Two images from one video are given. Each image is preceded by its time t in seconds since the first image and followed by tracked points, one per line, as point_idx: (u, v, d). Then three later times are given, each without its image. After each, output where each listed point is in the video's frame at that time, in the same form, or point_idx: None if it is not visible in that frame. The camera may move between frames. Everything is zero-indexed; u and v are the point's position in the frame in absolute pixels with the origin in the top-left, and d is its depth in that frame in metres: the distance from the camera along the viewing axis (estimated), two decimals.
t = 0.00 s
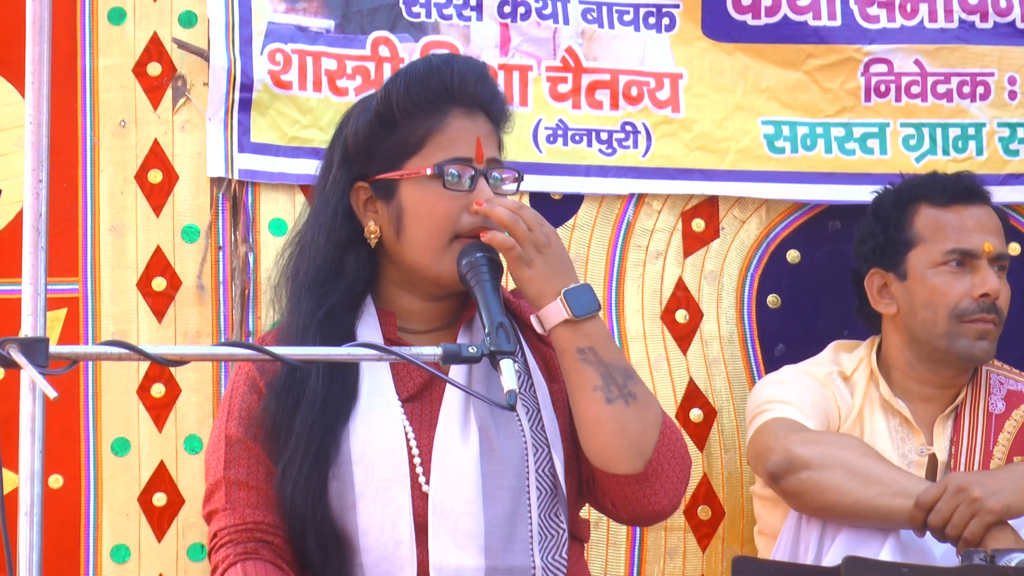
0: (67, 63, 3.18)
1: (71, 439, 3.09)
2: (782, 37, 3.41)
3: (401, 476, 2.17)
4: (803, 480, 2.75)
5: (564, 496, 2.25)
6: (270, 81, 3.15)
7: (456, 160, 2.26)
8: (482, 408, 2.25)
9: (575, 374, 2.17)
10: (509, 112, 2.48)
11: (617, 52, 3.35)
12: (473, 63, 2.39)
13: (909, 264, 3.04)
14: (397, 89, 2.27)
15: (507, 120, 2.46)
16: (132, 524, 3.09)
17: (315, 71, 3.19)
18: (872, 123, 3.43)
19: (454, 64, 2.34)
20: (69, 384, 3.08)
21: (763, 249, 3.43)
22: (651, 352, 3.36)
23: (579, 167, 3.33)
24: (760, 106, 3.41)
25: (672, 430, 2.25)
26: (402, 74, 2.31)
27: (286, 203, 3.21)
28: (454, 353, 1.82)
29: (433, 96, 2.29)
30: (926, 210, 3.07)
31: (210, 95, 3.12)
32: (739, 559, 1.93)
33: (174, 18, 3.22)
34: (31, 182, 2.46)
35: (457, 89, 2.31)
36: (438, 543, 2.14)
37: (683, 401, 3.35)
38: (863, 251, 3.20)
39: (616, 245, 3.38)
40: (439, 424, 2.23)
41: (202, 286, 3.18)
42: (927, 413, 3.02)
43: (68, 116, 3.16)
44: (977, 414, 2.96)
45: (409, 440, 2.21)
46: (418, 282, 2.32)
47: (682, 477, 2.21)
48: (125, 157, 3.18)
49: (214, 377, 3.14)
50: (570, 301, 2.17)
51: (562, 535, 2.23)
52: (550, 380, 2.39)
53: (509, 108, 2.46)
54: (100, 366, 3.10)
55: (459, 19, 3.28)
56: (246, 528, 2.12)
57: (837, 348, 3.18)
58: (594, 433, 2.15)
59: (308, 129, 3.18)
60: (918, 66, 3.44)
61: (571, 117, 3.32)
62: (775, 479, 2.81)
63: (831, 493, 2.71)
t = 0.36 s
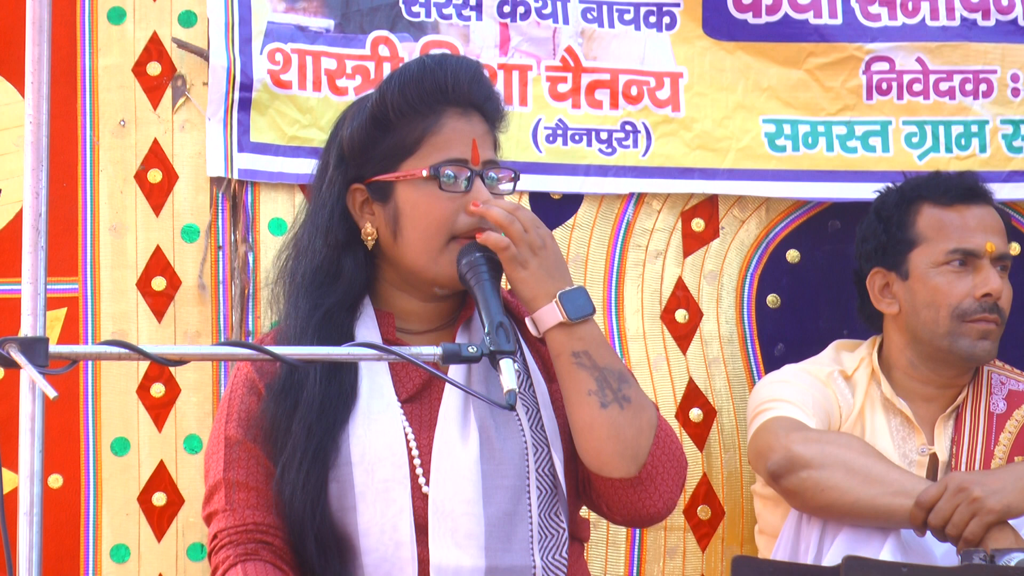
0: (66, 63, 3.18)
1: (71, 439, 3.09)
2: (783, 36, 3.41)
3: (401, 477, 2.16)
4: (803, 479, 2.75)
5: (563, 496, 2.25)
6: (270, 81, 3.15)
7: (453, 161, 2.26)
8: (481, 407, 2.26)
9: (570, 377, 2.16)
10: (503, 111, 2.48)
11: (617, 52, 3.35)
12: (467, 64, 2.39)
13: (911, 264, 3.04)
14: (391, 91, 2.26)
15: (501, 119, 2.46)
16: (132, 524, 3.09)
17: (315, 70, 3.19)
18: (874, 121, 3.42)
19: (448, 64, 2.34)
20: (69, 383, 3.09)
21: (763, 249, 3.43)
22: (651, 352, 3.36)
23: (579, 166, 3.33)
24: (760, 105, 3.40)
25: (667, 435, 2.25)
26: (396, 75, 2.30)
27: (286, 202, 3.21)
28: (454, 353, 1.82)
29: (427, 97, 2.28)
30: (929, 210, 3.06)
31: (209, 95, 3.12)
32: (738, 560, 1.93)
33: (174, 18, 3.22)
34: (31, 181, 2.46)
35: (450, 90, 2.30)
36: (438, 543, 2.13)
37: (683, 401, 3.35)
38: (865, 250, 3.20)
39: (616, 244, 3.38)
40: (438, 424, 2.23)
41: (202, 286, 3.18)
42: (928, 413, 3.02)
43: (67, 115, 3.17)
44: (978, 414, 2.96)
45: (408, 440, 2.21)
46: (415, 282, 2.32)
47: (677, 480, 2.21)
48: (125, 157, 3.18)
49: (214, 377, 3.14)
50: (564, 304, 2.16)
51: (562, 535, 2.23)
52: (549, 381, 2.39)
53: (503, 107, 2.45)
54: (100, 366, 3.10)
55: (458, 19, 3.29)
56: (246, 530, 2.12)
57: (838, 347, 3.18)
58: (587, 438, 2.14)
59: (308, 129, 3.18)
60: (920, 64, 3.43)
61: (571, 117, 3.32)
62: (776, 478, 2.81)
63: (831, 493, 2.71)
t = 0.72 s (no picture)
0: (66, 63, 3.18)
1: (71, 439, 3.09)
2: (785, 33, 3.40)
3: (402, 477, 2.17)
4: (805, 478, 2.75)
5: (564, 498, 2.24)
6: (270, 81, 3.15)
7: (439, 158, 2.26)
8: (485, 410, 2.24)
9: (605, 445, 2.17)
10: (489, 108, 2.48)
11: (618, 50, 3.35)
12: (449, 61, 2.39)
13: (913, 264, 3.04)
14: (372, 91, 2.28)
15: (487, 115, 2.46)
16: (132, 524, 3.09)
17: (315, 70, 3.18)
18: (877, 118, 3.41)
19: (429, 62, 2.34)
20: (69, 384, 3.09)
21: (763, 248, 3.43)
22: (651, 352, 3.36)
23: (580, 165, 3.32)
24: (763, 103, 3.39)
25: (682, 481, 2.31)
26: (376, 75, 2.31)
27: (286, 203, 3.21)
28: (454, 352, 1.83)
29: (409, 96, 2.29)
30: (931, 210, 3.06)
31: (209, 95, 3.12)
32: (738, 560, 1.93)
33: (174, 18, 3.22)
34: (31, 182, 2.47)
35: (433, 87, 2.31)
36: (439, 543, 2.14)
37: (682, 401, 3.36)
38: (868, 250, 3.19)
39: (616, 244, 3.38)
40: (439, 425, 2.22)
41: (202, 286, 3.18)
42: (931, 413, 3.01)
43: (67, 116, 3.17)
44: (981, 414, 2.96)
45: (408, 440, 2.20)
46: (410, 283, 2.32)
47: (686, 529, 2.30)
48: (125, 157, 3.19)
49: (214, 376, 3.14)
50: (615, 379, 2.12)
51: (564, 537, 2.22)
52: (553, 386, 2.36)
53: (489, 105, 2.46)
54: (100, 366, 3.10)
55: (459, 18, 3.28)
56: (246, 530, 2.12)
57: (842, 347, 3.18)
58: (612, 495, 2.19)
59: (308, 128, 3.18)
60: (923, 61, 3.43)
61: (572, 116, 3.32)
62: (778, 476, 2.80)
63: (832, 492, 2.71)
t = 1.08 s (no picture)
0: (66, 63, 3.18)
1: (71, 439, 3.10)
2: (787, 32, 3.40)
3: (404, 476, 2.17)
4: (807, 477, 2.75)
5: (568, 499, 2.22)
6: (270, 81, 3.15)
7: (433, 158, 2.26)
8: (491, 410, 2.21)
9: (648, 488, 2.15)
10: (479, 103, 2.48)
11: (620, 48, 3.34)
12: (435, 60, 2.38)
13: (912, 263, 3.04)
14: (361, 94, 2.29)
15: (478, 111, 2.46)
16: (132, 523, 3.10)
17: (314, 70, 3.18)
18: (879, 117, 3.41)
19: (415, 62, 2.34)
20: (69, 384, 3.10)
21: (764, 248, 3.43)
22: (651, 352, 3.36)
23: (582, 163, 3.32)
24: (765, 101, 3.39)
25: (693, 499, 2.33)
26: (364, 79, 2.32)
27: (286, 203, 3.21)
28: (454, 352, 1.83)
29: (398, 97, 2.30)
30: (929, 210, 3.06)
31: (209, 94, 3.13)
32: (739, 560, 1.92)
33: (174, 17, 3.22)
34: (31, 181, 2.46)
35: (421, 86, 2.31)
36: (441, 542, 2.14)
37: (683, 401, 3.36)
38: (868, 251, 3.19)
39: (616, 244, 3.38)
40: (445, 420, 2.22)
41: (202, 286, 3.18)
42: (933, 413, 3.01)
43: (68, 116, 3.17)
44: (984, 414, 2.95)
45: (411, 438, 2.20)
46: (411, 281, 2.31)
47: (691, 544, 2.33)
48: (125, 157, 3.19)
49: (213, 376, 3.14)
50: (676, 443, 2.08)
51: (567, 537, 2.21)
52: (559, 387, 2.34)
53: (479, 98, 2.46)
54: (100, 366, 3.11)
55: (460, 16, 3.28)
56: (247, 529, 2.14)
57: (845, 347, 3.18)
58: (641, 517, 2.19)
59: (308, 128, 3.18)
60: (924, 60, 3.42)
61: (573, 114, 3.32)
62: (780, 475, 2.80)
63: (834, 491, 2.70)
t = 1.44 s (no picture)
0: (66, 63, 3.18)
1: (71, 440, 3.10)
2: (787, 31, 3.39)
3: (400, 477, 2.16)
4: (808, 477, 2.75)
5: (563, 499, 2.22)
6: (270, 81, 3.15)
7: (438, 160, 2.27)
8: (485, 410, 2.22)
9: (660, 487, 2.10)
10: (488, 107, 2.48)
11: (620, 47, 3.34)
12: (446, 63, 2.38)
13: (911, 263, 3.03)
14: (370, 94, 2.27)
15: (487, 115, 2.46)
16: (132, 524, 3.10)
17: (314, 69, 3.18)
18: (880, 116, 3.40)
19: (426, 64, 2.33)
20: (69, 384, 3.10)
21: (764, 248, 3.44)
22: (651, 352, 3.36)
23: (583, 162, 3.31)
24: (766, 100, 3.38)
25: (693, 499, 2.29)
26: (374, 78, 2.31)
27: (286, 203, 3.21)
28: (454, 352, 1.83)
29: (407, 99, 2.29)
30: (927, 210, 3.06)
31: (209, 94, 3.13)
32: (739, 560, 1.92)
33: (174, 18, 3.22)
34: (31, 182, 2.47)
35: (431, 89, 2.31)
36: (437, 543, 2.13)
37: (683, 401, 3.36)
38: (867, 251, 3.19)
39: (616, 245, 3.38)
40: (439, 423, 2.22)
41: (202, 286, 3.19)
42: (934, 413, 3.01)
43: (68, 116, 3.17)
44: (985, 415, 2.95)
45: (406, 439, 2.20)
46: (407, 281, 2.31)
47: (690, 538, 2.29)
48: (125, 157, 3.19)
49: (214, 376, 3.15)
50: (693, 448, 2.03)
51: (564, 536, 2.22)
52: (554, 386, 2.34)
53: (488, 102, 2.45)
54: (100, 366, 3.11)
55: (461, 15, 3.28)
56: (246, 529, 2.14)
57: (847, 346, 3.17)
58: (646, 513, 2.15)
59: (308, 128, 3.18)
60: (925, 60, 3.42)
61: (574, 113, 3.31)
62: (781, 475, 2.80)
63: (834, 491, 2.70)
